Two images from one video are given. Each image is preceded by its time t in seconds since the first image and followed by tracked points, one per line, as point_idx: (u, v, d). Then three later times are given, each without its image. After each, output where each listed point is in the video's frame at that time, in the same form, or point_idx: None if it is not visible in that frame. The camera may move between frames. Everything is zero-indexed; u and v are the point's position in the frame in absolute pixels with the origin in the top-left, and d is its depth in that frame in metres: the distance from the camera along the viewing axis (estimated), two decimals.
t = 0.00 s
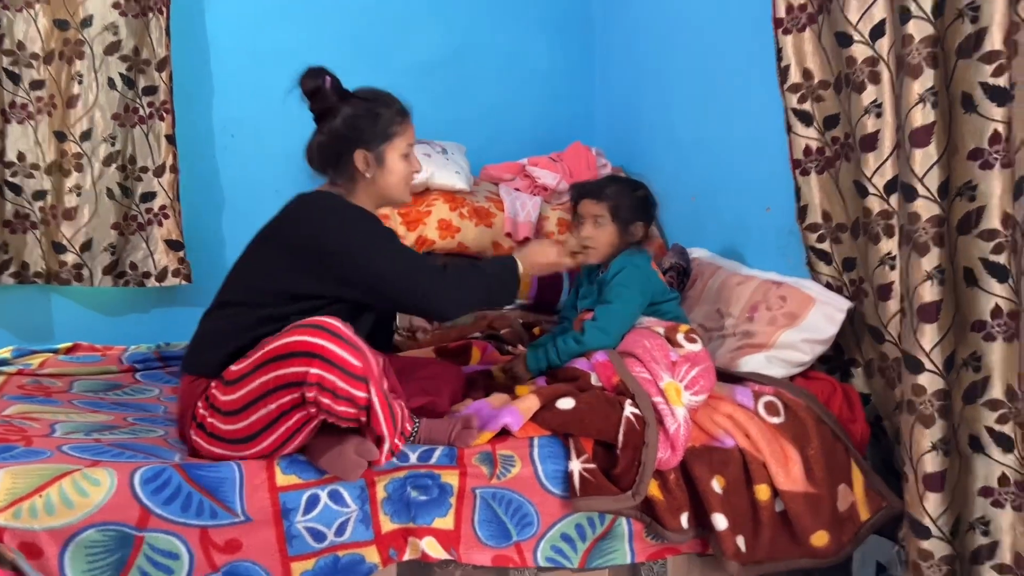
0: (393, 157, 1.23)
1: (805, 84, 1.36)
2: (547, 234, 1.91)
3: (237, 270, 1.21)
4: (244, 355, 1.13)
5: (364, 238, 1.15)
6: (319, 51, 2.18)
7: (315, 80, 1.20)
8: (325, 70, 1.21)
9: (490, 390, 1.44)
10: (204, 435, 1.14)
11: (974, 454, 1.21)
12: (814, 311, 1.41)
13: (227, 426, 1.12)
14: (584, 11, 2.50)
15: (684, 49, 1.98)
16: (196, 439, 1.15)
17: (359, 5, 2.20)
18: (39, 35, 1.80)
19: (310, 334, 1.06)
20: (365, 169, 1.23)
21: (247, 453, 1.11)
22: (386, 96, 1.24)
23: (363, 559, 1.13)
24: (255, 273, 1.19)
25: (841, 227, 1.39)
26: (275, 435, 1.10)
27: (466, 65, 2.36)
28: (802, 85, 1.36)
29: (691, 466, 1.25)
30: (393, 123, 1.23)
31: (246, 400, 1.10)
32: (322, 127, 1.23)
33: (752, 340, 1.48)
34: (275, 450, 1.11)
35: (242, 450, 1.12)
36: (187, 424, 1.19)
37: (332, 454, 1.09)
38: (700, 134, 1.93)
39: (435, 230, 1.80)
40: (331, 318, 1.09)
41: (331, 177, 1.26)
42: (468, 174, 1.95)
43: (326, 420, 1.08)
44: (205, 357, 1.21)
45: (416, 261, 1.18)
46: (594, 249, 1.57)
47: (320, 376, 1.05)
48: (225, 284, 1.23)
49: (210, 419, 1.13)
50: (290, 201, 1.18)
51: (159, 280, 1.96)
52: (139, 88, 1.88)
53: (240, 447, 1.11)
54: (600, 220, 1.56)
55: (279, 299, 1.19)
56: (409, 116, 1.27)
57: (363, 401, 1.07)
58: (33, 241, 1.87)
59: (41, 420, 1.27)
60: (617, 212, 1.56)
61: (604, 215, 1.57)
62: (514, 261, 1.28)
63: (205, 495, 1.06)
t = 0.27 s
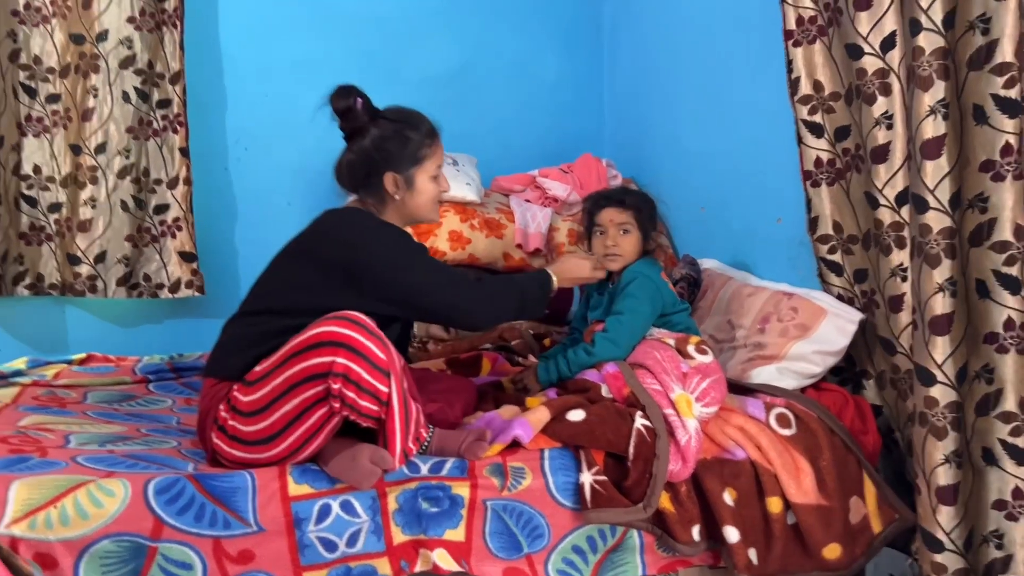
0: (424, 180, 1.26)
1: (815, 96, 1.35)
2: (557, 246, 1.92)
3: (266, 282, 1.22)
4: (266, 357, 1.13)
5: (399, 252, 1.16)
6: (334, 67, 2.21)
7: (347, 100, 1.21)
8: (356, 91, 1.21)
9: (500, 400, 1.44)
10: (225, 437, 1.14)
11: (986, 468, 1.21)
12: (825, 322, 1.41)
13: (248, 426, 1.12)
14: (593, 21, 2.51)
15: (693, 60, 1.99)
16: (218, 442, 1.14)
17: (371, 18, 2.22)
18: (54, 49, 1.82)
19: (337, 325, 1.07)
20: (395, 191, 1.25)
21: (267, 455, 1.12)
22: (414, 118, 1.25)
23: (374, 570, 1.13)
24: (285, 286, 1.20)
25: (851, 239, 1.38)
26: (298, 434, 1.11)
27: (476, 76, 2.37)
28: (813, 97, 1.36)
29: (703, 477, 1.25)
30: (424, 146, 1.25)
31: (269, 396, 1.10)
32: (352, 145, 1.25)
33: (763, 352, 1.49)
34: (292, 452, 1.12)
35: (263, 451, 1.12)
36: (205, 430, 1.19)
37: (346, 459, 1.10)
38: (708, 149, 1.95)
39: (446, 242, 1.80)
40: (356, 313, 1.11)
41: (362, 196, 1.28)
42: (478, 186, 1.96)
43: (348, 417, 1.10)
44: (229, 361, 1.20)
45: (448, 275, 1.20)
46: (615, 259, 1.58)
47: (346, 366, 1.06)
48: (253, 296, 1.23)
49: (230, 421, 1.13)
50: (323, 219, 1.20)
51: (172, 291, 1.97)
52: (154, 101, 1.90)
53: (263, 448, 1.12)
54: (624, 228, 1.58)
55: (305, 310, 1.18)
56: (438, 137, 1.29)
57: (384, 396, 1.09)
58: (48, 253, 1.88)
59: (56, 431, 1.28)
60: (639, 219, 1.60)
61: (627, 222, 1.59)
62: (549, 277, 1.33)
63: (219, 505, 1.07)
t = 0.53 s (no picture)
0: (435, 181, 1.27)
1: (819, 95, 1.36)
2: (561, 246, 1.92)
3: (279, 279, 1.23)
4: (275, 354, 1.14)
5: (412, 250, 1.18)
6: (339, 69, 2.21)
7: (361, 100, 1.23)
8: (370, 92, 1.23)
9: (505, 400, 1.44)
10: (231, 434, 1.14)
11: (992, 467, 1.21)
12: (831, 321, 1.41)
13: (254, 423, 1.12)
14: (596, 22, 2.51)
15: (697, 60, 1.99)
16: (224, 438, 1.14)
17: (374, 19, 2.23)
18: (59, 50, 1.83)
19: (344, 327, 1.07)
20: (407, 192, 1.26)
21: (271, 453, 1.12)
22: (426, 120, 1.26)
23: (380, 570, 1.13)
24: (298, 284, 1.21)
25: (856, 238, 1.38)
26: (301, 434, 1.10)
27: (480, 76, 2.37)
28: (817, 96, 1.36)
29: (708, 477, 1.25)
30: (436, 147, 1.26)
31: (275, 395, 1.10)
32: (366, 145, 1.27)
33: (768, 351, 1.49)
34: (297, 451, 1.12)
35: (267, 449, 1.12)
36: (213, 425, 1.19)
37: (350, 458, 1.11)
38: (712, 151, 1.95)
39: (450, 242, 1.81)
40: (364, 315, 1.10)
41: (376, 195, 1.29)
42: (483, 186, 1.96)
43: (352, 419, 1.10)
44: (239, 357, 1.19)
45: (461, 273, 1.21)
46: (622, 259, 1.59)
47: (350, 369, 1.06)
48: (266, 294, 1.24)
49: (236, 418, 1.13)
50: (337, 217, 1.22)
51: (177, 291, 1.97)
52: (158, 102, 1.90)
53: (266, 446, 1.12)
54: (629, 228, 1.59)
55: (318, 309, 1.19)
56: (450, 139, 1.29)
57: (388, 400, 1.08)
58: (53, 253, 1.89)
59: (62, 431, 1.28)
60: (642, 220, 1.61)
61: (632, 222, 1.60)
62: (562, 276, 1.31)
63: (224, 505, 1.07)
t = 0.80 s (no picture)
0: (433, 177, 1.26)
1: (820, 92, 1.35)
2: (562, 244, 1.91)
3: (281, 275, 1.23)
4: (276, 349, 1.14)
5: (413, 245, 1.17)
6: (339, 68, 2.21)
7: (362, 96, 1.23)
8: (371, 87, 1.23)
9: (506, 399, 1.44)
10: (231, 429, 1.14)
11: (994, 464, 1.21)
12: (832, 319, 1.40)
13: (253, 418, 1.11)
14: (596, 20, 2.50)
15: (698, 57, 1.99)
16: (223, 433, 1.14)
17: (374, 17, 2.22)
18: (59, 49, 1.83)
19: (344, 322, 1.07)
20: (405, 188, 1.26)
21: (269, 449, 1.12)
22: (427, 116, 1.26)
23: (379, 569, 1.13)
24: (300, 281, 1.21)
25: (857, 235, 1.38)
26: (299, 429, 1.10)
27: (480, 74, 2.37)
28: (818, 93, 1.35)
29: (709, 475, 1.25)
30: (434, 144, 1.25)
31: (274, 389, 1.10)
32: (366, 141, 1.27)
33: (769, 349, 1.48)
34: (295, 446, 1.11)
35: (266, 444, 1.12)
36: (213, 420, 1.19)
37: (351, 456, 1.11)
38: (713, 149, 1.94)
39: (450, 240, 1.80)
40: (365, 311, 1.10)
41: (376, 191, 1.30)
42: (483, 184, 1.96)
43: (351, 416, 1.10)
44: (242, 351, 1.20)
45: (462, 268, 1.21)
46: (627, 255, 1.59)
47: (349, 364, 1.06)
48: (268, 291, 1.24)
49: (235, 413, 1.13)
50: (339, 214, 1.22)
51: (177, 291, 1.97)
52: (158, 101, 1.90)
53: (264, 442, 1.12)
54: (634, 226, 1.58)
55: (318, 307, 1.19)
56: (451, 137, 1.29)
57: (387, 396, 1.08)
58: (53, 253, 1.89)
59: (61, 430, 1.28)
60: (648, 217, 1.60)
61: (637, 220, 1.59)
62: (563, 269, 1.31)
63: (224, 503, 1.07)
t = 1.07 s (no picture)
0: (432, 176, 1.27)
1: (820, 91, 1.35)
2: (562, 243, 1.91)
3: (282, 274, 1.24)
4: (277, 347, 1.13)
5: (416, 242, 1.17)
6: (340, 69, 2.21)
7: (362, 93, 1.23)
8: (371, 85, 1.23)
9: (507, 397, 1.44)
10: (233, 427, 1.14)
11: (994, 462, 1.21)
12: (832, 317, 1.40)
13: (255, 417, 1.11)
14: (595, 20, 2.51)
15: (698, 56, 1.99)
16: (225, 431, 1.14)
17: (374, 17, 2.22)
18: (60, 49, 1.83)
19: (345, 321, 1.07)
20: (401, 186, 1.28)
21: (270, 448, 1.12)
22: (427, 115, 1.26)
23: (381, 568, 1.13)
24: (302, 280, 1.21)
25: (857, 234, 1.38)
26: (300, 428, 1.10)
27: (480, 74, 2.37)
28: (818, 92, 1.35)
29: (710, 474, 1.25)
30: (433, 143, 1.26)
31: (275, 388, 1.10)
32: (365, 138, 1.27)
33: (769, 348, 1.48)
34: (296, 444, 1.11)
35: (267, 443, 1.12)
36: (215, 418, 1.19)
37: (352, 455, 1.11)
38: (712, 148, 1.94)
39: (451, 240, 1.81)
40: (366, 310, 1.10)
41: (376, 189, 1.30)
42: (483, 183, 1.97)
43: (352, 414, 1.10)
44: (244, 349, 1.21)
45: (465, 264, 1.21)
46: (630, 254, 1.61)
47: (350, 363, 1.06)
48: (269, 290, 1.25)
49: (237, 411, 1.13)
50: (339, 213, 1.22)
51: (178, 290, 1.97)
52: (159, 101, 1.91)
53: (265, 440, 1.12)
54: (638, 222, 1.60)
55: (321, 305, 1.20)
56: (450, 136, 1.30)
57: (387, 396, 1.08)
58: (54, 253, 1.89)
59: (63, 430, 1.29)
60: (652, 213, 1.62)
61: (643, 216, 1.61)
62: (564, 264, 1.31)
63: (225, 503, 1.07)
